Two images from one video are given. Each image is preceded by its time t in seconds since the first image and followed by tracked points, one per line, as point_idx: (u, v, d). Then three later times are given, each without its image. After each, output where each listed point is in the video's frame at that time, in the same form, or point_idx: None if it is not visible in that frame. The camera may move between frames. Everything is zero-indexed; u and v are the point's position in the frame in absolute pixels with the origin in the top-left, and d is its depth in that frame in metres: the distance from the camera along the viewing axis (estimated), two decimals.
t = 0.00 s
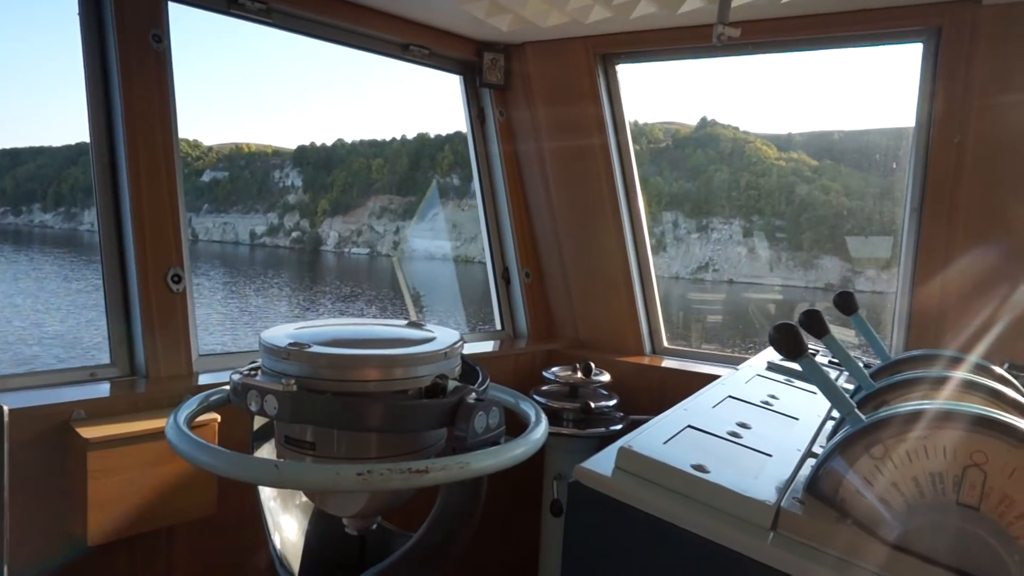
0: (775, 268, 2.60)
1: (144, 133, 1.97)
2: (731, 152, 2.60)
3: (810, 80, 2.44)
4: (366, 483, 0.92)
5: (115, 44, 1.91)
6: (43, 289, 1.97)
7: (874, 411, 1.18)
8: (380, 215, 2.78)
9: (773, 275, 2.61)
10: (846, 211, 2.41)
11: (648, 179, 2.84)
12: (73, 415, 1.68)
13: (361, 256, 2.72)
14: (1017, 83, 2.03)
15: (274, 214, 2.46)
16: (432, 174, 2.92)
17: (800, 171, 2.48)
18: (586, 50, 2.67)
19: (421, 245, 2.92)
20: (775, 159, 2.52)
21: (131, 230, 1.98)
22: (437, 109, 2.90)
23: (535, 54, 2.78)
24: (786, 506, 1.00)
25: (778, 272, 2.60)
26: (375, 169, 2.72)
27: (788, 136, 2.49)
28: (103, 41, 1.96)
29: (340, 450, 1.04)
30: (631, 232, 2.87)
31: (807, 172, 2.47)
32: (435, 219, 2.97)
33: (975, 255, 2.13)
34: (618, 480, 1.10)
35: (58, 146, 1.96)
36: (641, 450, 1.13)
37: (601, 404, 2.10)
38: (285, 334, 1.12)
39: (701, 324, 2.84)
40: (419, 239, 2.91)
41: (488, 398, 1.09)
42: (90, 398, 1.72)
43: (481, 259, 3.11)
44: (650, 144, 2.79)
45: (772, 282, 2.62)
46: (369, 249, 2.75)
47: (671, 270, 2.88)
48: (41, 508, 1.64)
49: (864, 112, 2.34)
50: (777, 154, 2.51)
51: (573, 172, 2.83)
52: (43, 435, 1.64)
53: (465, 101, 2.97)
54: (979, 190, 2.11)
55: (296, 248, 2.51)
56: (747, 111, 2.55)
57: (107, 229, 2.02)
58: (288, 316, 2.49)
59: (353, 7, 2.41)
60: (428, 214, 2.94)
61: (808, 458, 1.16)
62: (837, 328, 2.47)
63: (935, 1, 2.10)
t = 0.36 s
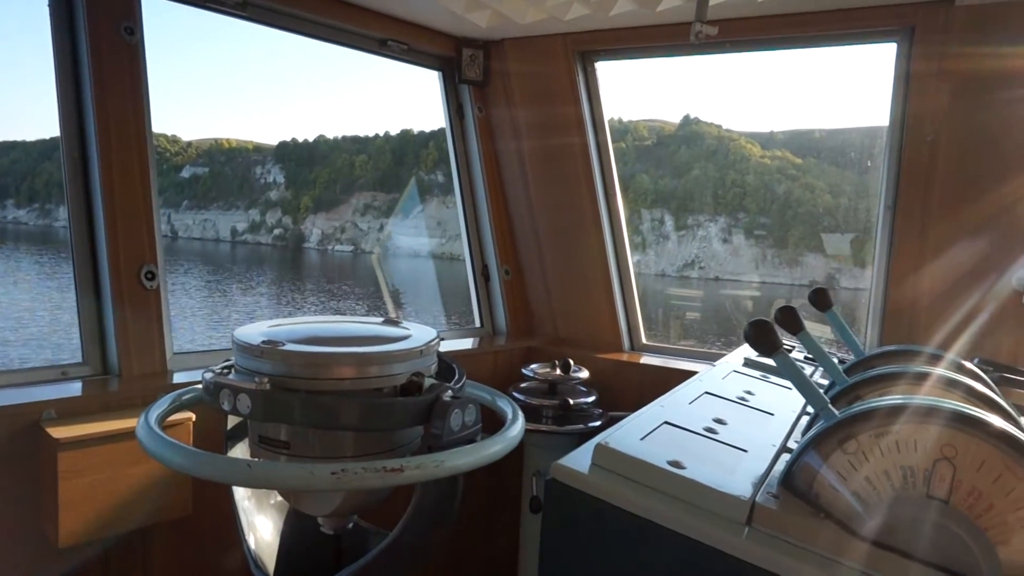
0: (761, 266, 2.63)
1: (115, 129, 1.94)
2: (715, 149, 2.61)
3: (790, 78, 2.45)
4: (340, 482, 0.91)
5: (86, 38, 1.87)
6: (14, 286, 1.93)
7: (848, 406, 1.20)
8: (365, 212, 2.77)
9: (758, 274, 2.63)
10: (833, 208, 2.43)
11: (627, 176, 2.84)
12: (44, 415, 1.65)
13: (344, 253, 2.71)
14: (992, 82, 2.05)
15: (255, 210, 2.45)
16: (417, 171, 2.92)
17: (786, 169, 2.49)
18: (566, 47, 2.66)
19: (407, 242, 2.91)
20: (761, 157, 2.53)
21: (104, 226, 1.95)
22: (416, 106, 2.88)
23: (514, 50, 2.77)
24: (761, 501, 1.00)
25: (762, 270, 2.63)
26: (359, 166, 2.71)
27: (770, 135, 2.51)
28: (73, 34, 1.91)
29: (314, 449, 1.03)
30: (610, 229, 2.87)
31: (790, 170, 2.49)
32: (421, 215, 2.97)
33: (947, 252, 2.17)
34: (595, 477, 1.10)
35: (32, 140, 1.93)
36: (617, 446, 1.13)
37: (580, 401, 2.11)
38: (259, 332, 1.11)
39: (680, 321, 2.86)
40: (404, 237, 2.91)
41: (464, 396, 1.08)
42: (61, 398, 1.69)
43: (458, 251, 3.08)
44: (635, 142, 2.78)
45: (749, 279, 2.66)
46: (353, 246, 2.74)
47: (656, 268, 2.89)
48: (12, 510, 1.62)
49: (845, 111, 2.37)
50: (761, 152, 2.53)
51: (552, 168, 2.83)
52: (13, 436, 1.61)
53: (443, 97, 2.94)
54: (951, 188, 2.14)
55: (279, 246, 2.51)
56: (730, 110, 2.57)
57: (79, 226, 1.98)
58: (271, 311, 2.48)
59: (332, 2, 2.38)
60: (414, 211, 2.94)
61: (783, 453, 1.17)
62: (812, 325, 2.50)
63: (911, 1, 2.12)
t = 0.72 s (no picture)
0: (741, 264, 2.67)
1: (78, 124, 1.89)
2: (694, 148, 2.65)
3: (763, 78, 2.48)
4: (310, 481, 0.90)
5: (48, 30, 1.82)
6: None
7: (815, 402, 1.22)
8: (341, 209, 2.74)
9: (735, 271, 2.68)
10: (812, 206, 2.47)
11: (602, 174, 2.86)
12: (3, 416, 1.63)
13: (322, 251, 2.71)
14: (952, 84, 2.10)
15: (230, 208, 2.43)
16: (397, 169, 2.92)
17: (764, 168, 2.52)
18: (538, 46, 2.68)
19: (386, 241, 2.91)
20: (740, 156, 2.56)
21: (68, 223, 1.90)
22: (389, 103, 2.85)
23: (487, 47, 2.77)
24: (730, 496, 1.02)
25: (741, 269, 2.67)
26: (336, 163, 2.69)
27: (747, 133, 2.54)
28: (35, 25, 1.86)
29: (283, 448, 1.02)
30: (583, 228, 2.89)
31: (770, 170, 2.51)
32: (400, 212, 2.96)
33: (910, 250, 2.22)
34: (566, 473, 1.11)
35: None
36: (589, 443, 1.14)
37: (553, 398, 2.12)
38: (227, 330, 1.09)
39: (653, 319, 2.90)
40: (384, 236, 2.90)
41: (436, 394, 1.08)
42: (20, 399, 1.67)
43: (433, 251, 3.08)
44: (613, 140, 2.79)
45: (721, 277, 2.72)
46: (329, 244, 2.72)
47: (638, 267, 2.90)
48: None
49: (819, 111, 2.40)
50: (739, 151, 2.56)
51: (525, 166, 2.84)
52: None
53: (416, 94, 2.93)
54: (915, 188, 2.19)
55: (253, 243, 2.49)
56: (706, 109, 2.59)
57: (42, 222, 1.93)
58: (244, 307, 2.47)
59: None
60: (393, 208, 2.93)
61: (752, 448, 1.19)
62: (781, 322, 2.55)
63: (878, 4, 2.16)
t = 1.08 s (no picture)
0: (720, 261, 2.68)
1: (42, 116, 1.84)
2: (675, 146, 2.65)
3: (737, 77, 2.51)
4: (281, 479, 0.89)
5: (9, 19, 1.77)
6: None
7: (784, 396, 1.24)
8: (320, 205, 2.73)
9: (711, 269, 2.71)
10: (783, 204, 2.51)
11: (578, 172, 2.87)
12: None
13: (299, 247, 2.68)
14: (916, 85, 2.16)
15: (204, 203, 2.40)
16: (376, 165, 2.90)
17: (744, 167, 2.54)
18: (514, 44, 2.68)
19: (363, 238, 2.89)
20: (721, 155, 2.57)
21: (31, 216, 1.85)
22: (364, 98, 2.82)
23: (462, 43, 2.76)
24: (702, 490, 1.03)
25: (722, 265, 2.68)
26: (314, 158, 2.66)
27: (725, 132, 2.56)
28: None
29: (254, 446, 1.01)
30: (557, 225, 2.90)
31: (751, 168, 2.53)
32: (378, 208, 2.95)
33: (879, 248, 2.26)
34: (539, 469, 1.11)
35: None
36: (562, 439, 1.15)
37: (528, 394, 2.13)
38: (196, 326, 1.08)
39: (627, 316, 2.92)
40: (361, 233, 2.89)
41: (409, 390, 1.08)
42: None
43: (406, 246, 3.05)
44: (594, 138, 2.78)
45: (695, 275, 2.75)
46: (307, 240, 2.70)
47: (618, 264, 2.90)
48: None
49: (791, 110, 2.43)
50: (717, 149, 2.58)
51: (500, 162, 2.83)
52: None
53: (390, 90, 2.90)
54: (882, 187, 2.24)
55: (229, 239, 2.46)
56: (684, 107, 2.61)
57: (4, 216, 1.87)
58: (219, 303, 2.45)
59: None
60: (371, 204, 2.92)
61: (723, 443, 1.21)
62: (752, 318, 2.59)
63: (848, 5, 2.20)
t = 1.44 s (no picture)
0: (705, 262, 2.71)
1: (11, 111, 1.80)
2: (658, 147, 2.67)
3: (718, 80, 2.53)
4: (256, 479, 0.89)
5: None
6: None
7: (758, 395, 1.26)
8: (301, 204, 2.71)
9: (690, 268, 2.74)
10: (759, 206, 2.54)
11: (558, 172, 2.88)
12: None
13: (280, 247, 2.67)
14: (889, 89, 2.21)
15: (182, 201, 2.36)
16: (359, 163, 2.89)
17: (725, 168, 2.57)
18: (493, 44, 2.69)
19: (344, 237, 2.88)
20: (703, 156, 2.60)
21: None
22: (343, 96, 2.80)
23: (442, 43, 2.75)
24: (677, 488, 1.04)
25: (706, 267, 2.71)
26: (295, 157, 2.64)
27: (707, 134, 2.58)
28: None
29: (228, 446, 1.00)
30: (536, 225, 2.92)
31: (733, 169, 2.56)
32: (360, 208, 2.94)
33: (852, 250, 2.30)
34: (517, 468, 1.12)
35: None
36: (539, 438, 1.15)
37: (505, 393, 2.14)
38: (170, 325, 1.07)
39: (606, 316, 2.95)
40: (342, 232, 2.87)
41: (385, 389, 1.08)
42: None
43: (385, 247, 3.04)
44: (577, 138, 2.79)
45: (673, 275, 2.78)
46: (288, 240, 2.69)
47: (603, 264, 2.91)
48: None
49: (768, 112, 2.46)
50: (700, 150, 2.60)
51: (479, 162, 2.83)
52: None
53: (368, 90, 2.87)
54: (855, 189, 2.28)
55: (208, 238, 2.43)
56: (665, 109, 2.63)
57: None
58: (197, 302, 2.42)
59: None
60: (352, 204, 2.91)
61: (698, 441, 1.22)
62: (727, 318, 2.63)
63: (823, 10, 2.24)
